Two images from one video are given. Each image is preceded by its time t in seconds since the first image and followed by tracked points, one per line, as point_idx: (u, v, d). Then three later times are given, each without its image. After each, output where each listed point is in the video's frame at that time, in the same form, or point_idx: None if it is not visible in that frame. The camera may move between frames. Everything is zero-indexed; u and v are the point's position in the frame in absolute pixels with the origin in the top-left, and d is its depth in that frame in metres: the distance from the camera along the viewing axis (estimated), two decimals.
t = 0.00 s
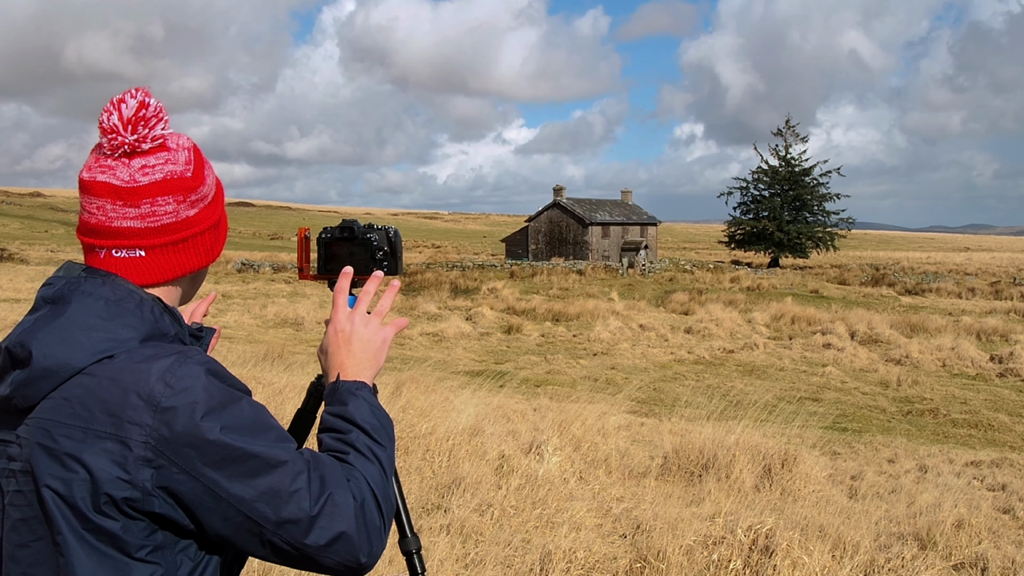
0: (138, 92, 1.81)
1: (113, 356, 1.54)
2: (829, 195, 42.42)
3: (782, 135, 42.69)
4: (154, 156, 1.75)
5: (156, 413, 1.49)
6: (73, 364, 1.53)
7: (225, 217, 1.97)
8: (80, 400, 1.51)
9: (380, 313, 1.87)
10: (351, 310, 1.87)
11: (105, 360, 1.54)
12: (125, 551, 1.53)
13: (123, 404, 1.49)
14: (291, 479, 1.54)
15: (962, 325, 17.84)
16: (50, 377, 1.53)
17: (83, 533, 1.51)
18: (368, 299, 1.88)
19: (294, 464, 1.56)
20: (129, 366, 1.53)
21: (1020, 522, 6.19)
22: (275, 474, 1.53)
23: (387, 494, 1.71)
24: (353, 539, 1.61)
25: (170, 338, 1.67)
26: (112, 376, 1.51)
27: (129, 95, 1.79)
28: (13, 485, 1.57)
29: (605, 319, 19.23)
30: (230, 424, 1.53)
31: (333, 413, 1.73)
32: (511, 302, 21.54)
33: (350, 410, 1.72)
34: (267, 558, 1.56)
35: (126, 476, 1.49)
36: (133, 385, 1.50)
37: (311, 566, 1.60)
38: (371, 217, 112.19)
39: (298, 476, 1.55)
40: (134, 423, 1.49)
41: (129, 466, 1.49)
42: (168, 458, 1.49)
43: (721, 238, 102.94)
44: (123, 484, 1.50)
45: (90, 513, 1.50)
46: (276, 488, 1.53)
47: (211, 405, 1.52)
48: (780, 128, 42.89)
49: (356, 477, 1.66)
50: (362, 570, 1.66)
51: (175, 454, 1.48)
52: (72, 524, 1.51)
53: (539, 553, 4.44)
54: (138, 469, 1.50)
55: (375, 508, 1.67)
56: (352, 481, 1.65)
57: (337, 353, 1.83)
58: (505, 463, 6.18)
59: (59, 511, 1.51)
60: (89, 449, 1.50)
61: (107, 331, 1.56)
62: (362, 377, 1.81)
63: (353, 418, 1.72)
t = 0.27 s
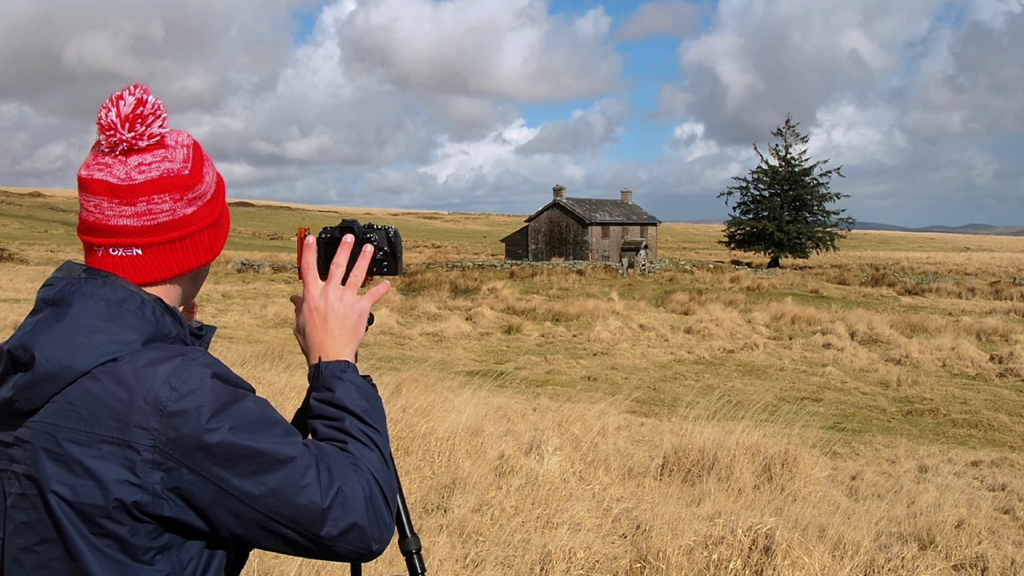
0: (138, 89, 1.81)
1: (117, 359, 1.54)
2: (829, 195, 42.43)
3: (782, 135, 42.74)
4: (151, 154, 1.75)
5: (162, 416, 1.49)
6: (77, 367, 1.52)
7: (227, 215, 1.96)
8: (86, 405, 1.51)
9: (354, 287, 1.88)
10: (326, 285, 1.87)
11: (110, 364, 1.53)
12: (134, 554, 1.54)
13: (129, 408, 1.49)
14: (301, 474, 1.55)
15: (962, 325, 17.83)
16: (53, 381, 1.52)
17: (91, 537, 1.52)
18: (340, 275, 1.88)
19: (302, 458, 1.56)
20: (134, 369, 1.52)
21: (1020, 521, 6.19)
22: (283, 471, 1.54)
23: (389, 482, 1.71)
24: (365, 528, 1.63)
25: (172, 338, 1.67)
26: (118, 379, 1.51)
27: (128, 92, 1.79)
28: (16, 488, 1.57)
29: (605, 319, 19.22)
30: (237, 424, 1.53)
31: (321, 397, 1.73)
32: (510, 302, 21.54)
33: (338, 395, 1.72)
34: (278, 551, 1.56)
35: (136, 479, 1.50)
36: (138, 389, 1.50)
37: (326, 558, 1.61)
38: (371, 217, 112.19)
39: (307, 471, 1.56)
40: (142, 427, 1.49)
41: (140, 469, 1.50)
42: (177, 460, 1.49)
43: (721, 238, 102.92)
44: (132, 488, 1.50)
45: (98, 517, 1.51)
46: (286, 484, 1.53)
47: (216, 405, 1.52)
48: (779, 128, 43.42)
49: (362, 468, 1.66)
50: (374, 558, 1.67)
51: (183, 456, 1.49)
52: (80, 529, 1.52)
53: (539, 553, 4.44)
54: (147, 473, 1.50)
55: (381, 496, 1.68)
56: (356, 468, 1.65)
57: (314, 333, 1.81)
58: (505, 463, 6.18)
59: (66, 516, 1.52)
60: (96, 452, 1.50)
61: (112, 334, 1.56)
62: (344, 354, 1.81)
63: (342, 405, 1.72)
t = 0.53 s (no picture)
0: (130, 88, 1.80)
1: (119, 361, 1.53)
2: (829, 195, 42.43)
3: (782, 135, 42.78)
4: (144, 154, 1.74)
5: (165, 419, 1.49)
6: (78, 369, 1.52)
7: (226, 214, 1.96)
8: (88, 407, 1.51)
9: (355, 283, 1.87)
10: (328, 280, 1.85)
11: (112, 365, 1.53)
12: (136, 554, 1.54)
13: (130, 411, 1.49)
14: (303, 476, 1.55)
15: (962, 325, 17.82)
16: (56, 382, 1.52)
17: (95, 539, 1.52)
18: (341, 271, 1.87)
19: (304, 460, 1.56)
20: (136, 371, 1.52)
21: (1020, 521, 6.18)
22: (285, 473, 1.53)
23: (393, 483, 1.71)
24: (367, 530, 1.63)
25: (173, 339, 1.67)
26: (121, 381, 1.51)
27: (120, 93, 1.78)
28: (18, 488, 1.57)
29: (605, 319, 19.22)
30: (241, 426, 1.53)
31: (324, 392, 1.73)
32: (510, 302, 21.53)
33: (339, 394, 1.72)
34: (278, 551, 1.56)
35: (140, 480, 1.51)
36: (142, 390, 1.50)
37: (327, 557, 1.62)
38: (370, 217, 112.14)
39: (309, 473, 1.56)
40: (145, 430, 1.49)
41: (142, 469, 1.50)
42: (180, 462, 1.49)
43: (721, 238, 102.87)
44: (136, 489, 1.51)
45: (102, 518, 1.51)
46: (288, 485, 1.53)
47: (219, 406, 1.52)
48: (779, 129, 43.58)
49: (365, 468, 1.66)
50: (375, 557, 1.67)
51: (187, 457, 1.49)
52: (83, 530, 1.52)
53: (539, 553, 4.44)
54: (149, 473, 1.51)
55: (382, 496, 1.68)
56: (359, 469, 1.65)
57: (316, 325, 1.81)
58: (505, 463, 6.18)
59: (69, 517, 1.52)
60: (99, 455, 1.51)
61: (113, 335, 1.56)
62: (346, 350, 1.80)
63: (344, 403, 1.71)
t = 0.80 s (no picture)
0: (131, 82, 1.82)
1: (107, 362, 1.53)
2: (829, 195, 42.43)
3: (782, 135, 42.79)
4: (142, 147, 1.75)
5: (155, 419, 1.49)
6: (65, 373, 1.52)
7: (224, 211, 1.96)
8: (77, 409, 1.52)
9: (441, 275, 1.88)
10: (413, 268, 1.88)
11: (100, 366, 1.53)
12: (131, 555, 1.56)
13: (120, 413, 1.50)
14: (298, 444, 1.54)
15: (962, 325, 17.81)
16: (44, 387, 1.53)
17: (90, 542, 1.54)
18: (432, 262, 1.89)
19: (299, 431, 1.56)
20: (122, 374, 1.51)
21: (1020, 521, 6.18)
22: (280, 447, 1.53)
23: (414, 444, 1.66)
24: (372, 489, 1.59)
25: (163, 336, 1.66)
26: (108, 383, 1.50)
27: (121, 85, 1.80)
28: (14, 493, 1.61)
29: (605, 319, 19.21)
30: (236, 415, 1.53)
31: (381, 358, 1.72)
32: (511, 302, 21.53)
33: (395, 357, 1.71)
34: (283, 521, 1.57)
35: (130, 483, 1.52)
36: (130, 392, 1.50)
37: (332, 518, 1.60)
38: (370, 217, 112.17)
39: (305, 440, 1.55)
40: (133, 433, 1.49)
41: (133, 470, 1.51)
42: (171, 461, 1.50)
43: (721, 238, 102.82)
44: (128, 491, 1.52)
45: (96, 522, 1.53)
46: (287, 452, 1.53)
47: (210, 399, 1.52)
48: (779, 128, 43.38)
49: (380, 426, 1.63)
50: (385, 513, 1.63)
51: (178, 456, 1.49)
52: (77, 534, 1.54)
53: (539, 553, 4.45)
54: (140, 473, 1.51)
55: (395, 455, 1.63)
56: (365, 429, 1.62)
57: (392, 306, 1.84)
58: (505, 463, 6.18)
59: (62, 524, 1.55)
60: (89, 459, 1.52)
61: (101, 336, 1.55)
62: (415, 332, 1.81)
63: (395, 365, 1.70)
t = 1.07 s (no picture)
0: (133, 83, 1.81)
1: (108, 364, 1.52)
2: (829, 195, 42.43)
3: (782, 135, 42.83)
4: (144, 149, 1.75)
5: (154, 421, 1.49)
6: (66, 373, 1.52)
7: (227, 213, 1.95)
8: (77, 411, 1.52)
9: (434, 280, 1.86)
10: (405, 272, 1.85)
11: (101, 369, 1.52)
12: (132, 556, 1.55)
13: (121, 414, 1.49)
14: (297, 453, 1.54)
15: (962, 325, 17.81)
16: (45, 387, 1.52)
17: (90, 543, 1.54)
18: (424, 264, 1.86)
19: (298, 439, 1.55)
20: (124, 375, 1.51)
21: (1020, 521, 6.18)
22: (279, 456, 1.52)
23: (412, 455, 1.66)
24: (370, 502, 1.59)
25: (165, 339, 1.65)
26: (110, 385, 1.50)
27: (123, 86, 1.79)
28: (13, 493, 1.61)
29: (605, 319, 19.21)
30: (234, 421, 1.52)
31: (374, 366, 1.71)
32: (510, 302, 21.53)
33: (390, 365, 1.70)
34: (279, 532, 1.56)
35: (131, 484, 1.51)
36: (131, 394, 1.50)
37: (330, 530, 1.60)
38: (370, 217, 112.19)
39: (303, 450, 1.55)
40: (134, 434, 1.49)
41: (132, 471, 1.51)
42: (171, 463, 1.49)
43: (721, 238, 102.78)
44: (128, 492, 1.52)
45: (96, 523, 1.53)
46: (284, 463, 1.53)
47: (210, 404, 1.52)
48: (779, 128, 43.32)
49: (378, 439, 1.63)
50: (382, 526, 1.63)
51: (178, 457, 1.49)
52: (75, 535, 1.54)
53: (539, 553, 4.44)
54: (139, 475, 1.51)
55: (394, 467, 1.63)
56: (364, 439, 1.62)
57: (384, 312, 1.82)
58: (505, 463, 6.18)
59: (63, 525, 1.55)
60: (90, 460, 1.51)
61: (103, 338, 1.55)
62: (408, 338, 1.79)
63: (391, 374, 1.69)
